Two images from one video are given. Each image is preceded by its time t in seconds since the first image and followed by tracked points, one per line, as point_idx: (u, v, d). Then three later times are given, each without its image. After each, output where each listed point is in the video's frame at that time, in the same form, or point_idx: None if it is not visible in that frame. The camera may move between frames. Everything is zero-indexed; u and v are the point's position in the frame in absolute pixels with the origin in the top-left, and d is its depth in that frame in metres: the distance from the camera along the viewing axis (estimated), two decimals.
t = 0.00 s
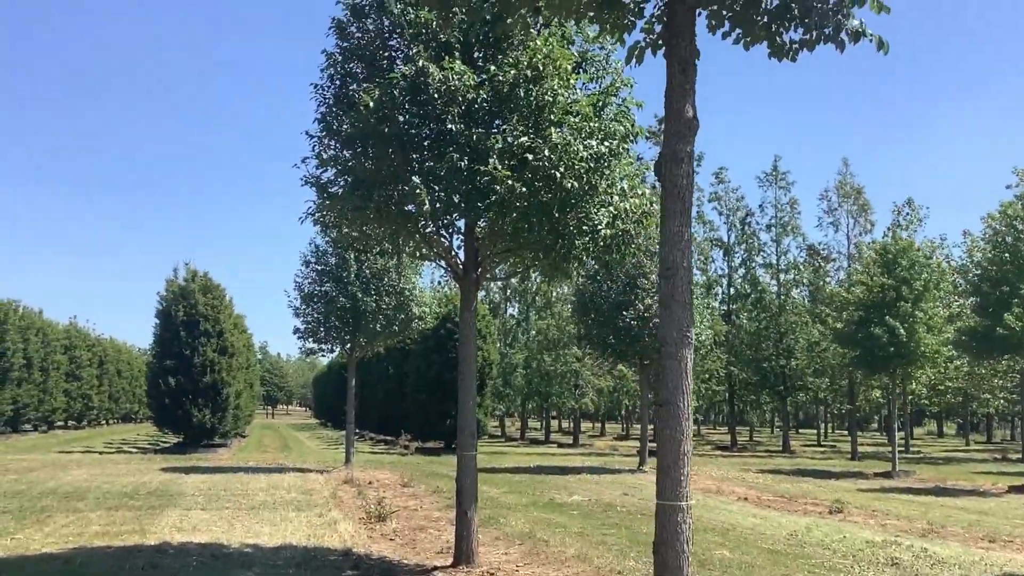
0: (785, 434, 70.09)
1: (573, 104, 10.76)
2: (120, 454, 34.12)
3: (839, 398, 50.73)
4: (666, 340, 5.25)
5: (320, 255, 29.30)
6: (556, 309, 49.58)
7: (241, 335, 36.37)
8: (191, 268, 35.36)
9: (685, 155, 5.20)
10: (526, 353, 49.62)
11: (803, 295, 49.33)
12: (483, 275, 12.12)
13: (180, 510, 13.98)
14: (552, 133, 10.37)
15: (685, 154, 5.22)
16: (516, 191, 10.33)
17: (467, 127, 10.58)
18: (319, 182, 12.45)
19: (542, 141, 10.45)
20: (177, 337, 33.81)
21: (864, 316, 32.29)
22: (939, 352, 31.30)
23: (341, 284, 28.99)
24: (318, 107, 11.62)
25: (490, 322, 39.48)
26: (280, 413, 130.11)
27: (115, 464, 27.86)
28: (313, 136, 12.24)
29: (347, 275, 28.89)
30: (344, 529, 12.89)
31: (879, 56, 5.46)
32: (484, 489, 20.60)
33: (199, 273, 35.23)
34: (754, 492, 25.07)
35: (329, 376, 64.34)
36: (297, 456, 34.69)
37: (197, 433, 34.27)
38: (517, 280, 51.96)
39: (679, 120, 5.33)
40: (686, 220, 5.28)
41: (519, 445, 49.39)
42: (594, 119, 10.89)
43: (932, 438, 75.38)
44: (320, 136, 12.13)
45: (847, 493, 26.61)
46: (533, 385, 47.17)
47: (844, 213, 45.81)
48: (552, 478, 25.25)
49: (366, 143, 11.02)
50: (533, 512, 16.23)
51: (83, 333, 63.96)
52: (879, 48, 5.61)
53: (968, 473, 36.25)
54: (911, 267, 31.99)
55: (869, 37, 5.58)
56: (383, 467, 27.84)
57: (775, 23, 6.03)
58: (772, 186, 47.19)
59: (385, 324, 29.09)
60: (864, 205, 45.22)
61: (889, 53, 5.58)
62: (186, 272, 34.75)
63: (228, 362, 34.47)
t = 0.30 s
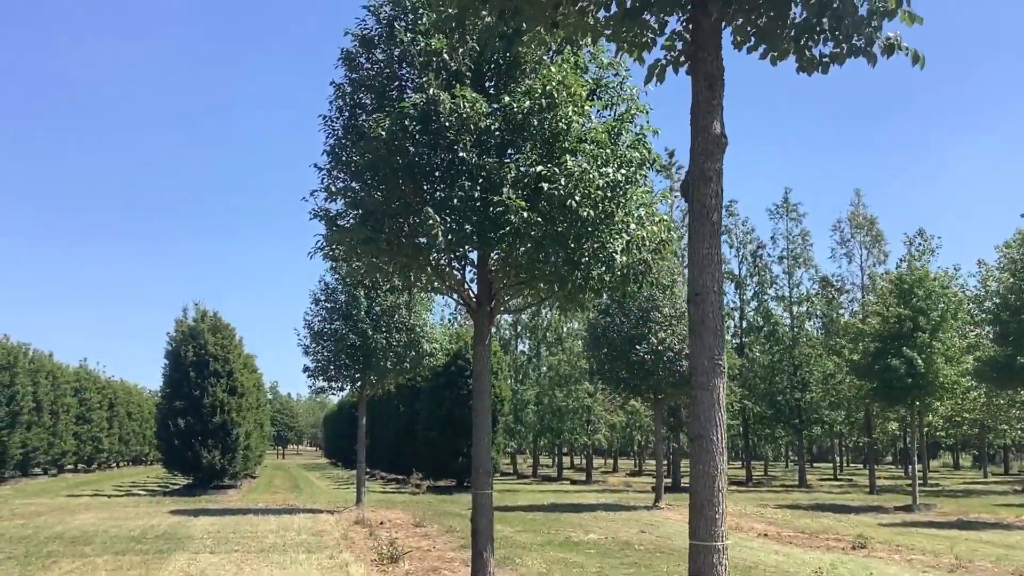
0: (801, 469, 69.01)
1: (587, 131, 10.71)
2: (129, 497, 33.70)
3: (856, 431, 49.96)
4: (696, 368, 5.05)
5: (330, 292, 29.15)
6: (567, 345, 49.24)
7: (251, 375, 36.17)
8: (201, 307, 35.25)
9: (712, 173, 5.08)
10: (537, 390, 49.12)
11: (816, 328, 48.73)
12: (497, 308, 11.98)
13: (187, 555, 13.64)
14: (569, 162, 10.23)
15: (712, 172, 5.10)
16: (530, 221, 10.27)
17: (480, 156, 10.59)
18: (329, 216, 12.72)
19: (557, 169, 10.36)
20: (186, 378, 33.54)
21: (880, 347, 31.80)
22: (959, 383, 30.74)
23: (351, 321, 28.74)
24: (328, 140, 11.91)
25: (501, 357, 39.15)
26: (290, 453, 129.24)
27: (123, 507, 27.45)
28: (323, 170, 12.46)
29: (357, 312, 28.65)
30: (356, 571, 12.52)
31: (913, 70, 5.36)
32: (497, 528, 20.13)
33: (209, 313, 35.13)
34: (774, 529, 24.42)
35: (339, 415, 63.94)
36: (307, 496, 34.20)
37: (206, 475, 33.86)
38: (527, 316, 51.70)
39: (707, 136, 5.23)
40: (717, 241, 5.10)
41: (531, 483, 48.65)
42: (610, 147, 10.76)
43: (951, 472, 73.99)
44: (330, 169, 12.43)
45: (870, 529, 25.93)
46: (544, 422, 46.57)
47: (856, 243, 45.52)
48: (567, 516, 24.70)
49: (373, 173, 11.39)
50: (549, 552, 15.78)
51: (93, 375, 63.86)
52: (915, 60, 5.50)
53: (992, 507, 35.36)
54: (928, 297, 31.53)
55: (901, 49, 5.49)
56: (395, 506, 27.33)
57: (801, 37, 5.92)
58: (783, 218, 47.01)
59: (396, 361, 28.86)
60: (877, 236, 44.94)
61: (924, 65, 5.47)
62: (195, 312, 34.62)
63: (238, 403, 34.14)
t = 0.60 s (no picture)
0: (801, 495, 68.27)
1: (590, 148, 10.56)
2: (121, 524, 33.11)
3: (856, 455, 49.49)
4: (717, 390, 5.00)
5: (326, 315, 28.86)
6: (564, 370, 48.77)
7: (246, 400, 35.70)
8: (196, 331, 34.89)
9: (733, 183, 5.14)
10: (535, 414, 48.66)
11: (816, 352, 48.32)
12: (499, 329, 11.86)
13: None
14: (572, 178, 10.08)
15: (732, 182, 5.14)
16: (534, 239, 10.09)
17: (480, 172, 10.42)
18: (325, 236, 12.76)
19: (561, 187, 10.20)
20: (180, 404, 33.10)
21: (882, 370, 31.47)
22: (962, 407, 30.42)
23: (348, 345, 28.24)
24: (327, 156, 11.98)
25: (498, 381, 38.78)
26: (285, 479, 127.95)
27: (115, 535, 26.91)
28: (322, 189, 12.55)
29: (354, 337, 28.21)
30: None
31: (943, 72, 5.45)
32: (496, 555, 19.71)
33: (203, 337, 34.68)
34: (778, 556, 23.98)
35: (335, 440, 63.31)
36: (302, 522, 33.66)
37: (199, 502, 33.30)
38: (524, 340, 51.23)
39: (726, 143, 5.28)
40: (736, 256, 5.08)
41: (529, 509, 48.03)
42: (614, 164, 10.60)
43: (951, 496, 73.35)
44: (327, 187, 12.41)
45: (874, 556, 25.49)
46: (542, 447, 46.03)
47: (856, 267, 45.38)
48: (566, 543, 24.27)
49: (372, 191, 11.35)
50: None
51: (86, 400, 63.21)
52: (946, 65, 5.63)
53: (997, 533, 34.87)
54: (930, 320, 31.26)
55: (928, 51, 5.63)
56: (391, 533, 26.84)
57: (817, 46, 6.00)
58: (782, 241, 46.89)
59: (393, 385, 28.51)
60: (876, 259, 44.83)
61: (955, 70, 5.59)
62: (189, 336, 34.23)
63: (232, 428, 33.61)
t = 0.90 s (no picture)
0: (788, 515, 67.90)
1: (587, 156, 10.36)
2: (99, 536, 32.46)
3: (843, 475, 49.26)
4: (727, 405, 5.01)
5: (312, 326, 28.49)
6: (552, 385, 48.39)
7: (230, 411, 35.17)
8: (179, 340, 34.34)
9: (744, 185, 5.18)
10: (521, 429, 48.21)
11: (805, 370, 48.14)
12: (490, 340, 11.68)
13: None
14: (568, 185, 9.96)
15: (743, 184, 5.17)
16: (528, 247, 9.93)
17: (471, 179, 10.20)
18: (313, 243, 12.53)
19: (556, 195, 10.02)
20: (162, 414, 32.54)
21: (872, 390, 31.27)
22: (951, 427, 30.22)
23: (334, 357, 27.84)
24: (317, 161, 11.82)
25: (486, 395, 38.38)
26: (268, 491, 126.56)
27: (93, 546, 26.33)
28: (312, 195, 12.38)
29: (340, 348, 27.76)
30: None
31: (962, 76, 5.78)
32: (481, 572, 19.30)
33: (187, 346, 34.16)
34: None
35: (320, 452, 62.61)
36: (285, 536, 33.11)
37: (180, 513, 32.71)
38: (511, 354, 50.85)
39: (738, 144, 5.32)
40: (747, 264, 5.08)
41: (514, 525, 47.50)
42: (610, 170, 10.37)
43: (937, 518, 73.11)
44: (316, 193, 12.16)
45: None
46: (528, 462, 45.56)
47: (846, 285, 45.34)
48: (553, 560, 23.87)
49: (362, 196, 11.10)
50: None
51: (67, 409, 62.26)
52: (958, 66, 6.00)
53: (985, 555, 34.61)
54: (921, 340, 31.11)
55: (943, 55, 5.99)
56: (375, 547, 26.36)
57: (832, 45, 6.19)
58: (771, 259, 46.88)
59: (380, 398, 28.10)
60: (867, 278, 44.83)
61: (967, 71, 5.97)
62: (173, 345, 33.69)
63: (214, 439, 33.02)
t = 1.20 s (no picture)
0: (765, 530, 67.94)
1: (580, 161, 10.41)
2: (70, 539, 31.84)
3: (821, 491, 49.39)
4: (733, 416, 5.07)
5: (293, 330, 28.20)
6: (532, 397, 48.18)
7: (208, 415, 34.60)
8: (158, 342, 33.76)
9: (755, 187, 5.30)
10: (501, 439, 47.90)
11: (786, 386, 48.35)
12: (477, 347, 11.69)
13: None
14: (563, 190, 9.93)
15: (754, 187, 5.29)
16: (520, 252, 9.92)
17: (462, 180, 10.12)
18: (297, 243, 12.34)
19: (549, 198, 10.01)
20: (139, 416, 31.92)
21: (853, 407, 31.31)
22: (930, 446, 30.30)
23: (315, 362, 27.52)
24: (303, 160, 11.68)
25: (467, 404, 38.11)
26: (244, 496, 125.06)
27: (65, 550, 25.81)
28: (298, 194, 12.22)
29: (322, 353, 27.39)
30: None
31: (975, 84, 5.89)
32: None
33: (166, 348, 33.63)
34: None
35: (298, 458, 61.98)
36: (261, 543, 32.64)
37: (155, 518, 32.15)
38: (493, 364, 50.61)
39: (749, 144, 5.43)
40: (756, 270, 5.16)
41: (492, 535, 47.13)
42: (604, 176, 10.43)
43: (911, 536, 73.37)
44: (303, 193, 12.02)
45: None
46: (507, 473, 45.23)
47: (828, 302, 45.55)
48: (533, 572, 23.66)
49: (349, 197, 11.03)
50: None
51: (42, 410, 61.19)
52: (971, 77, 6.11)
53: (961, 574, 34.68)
54: (902, 357, 31.17)
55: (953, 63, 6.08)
56: (353, 556, 26.03)
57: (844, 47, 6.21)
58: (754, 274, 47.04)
59: (360, 405, 27.75)
60: (848, 295, 45.07)
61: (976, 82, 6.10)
62: (152, 347, 33.12)
63: (192, 444, 32.44)
